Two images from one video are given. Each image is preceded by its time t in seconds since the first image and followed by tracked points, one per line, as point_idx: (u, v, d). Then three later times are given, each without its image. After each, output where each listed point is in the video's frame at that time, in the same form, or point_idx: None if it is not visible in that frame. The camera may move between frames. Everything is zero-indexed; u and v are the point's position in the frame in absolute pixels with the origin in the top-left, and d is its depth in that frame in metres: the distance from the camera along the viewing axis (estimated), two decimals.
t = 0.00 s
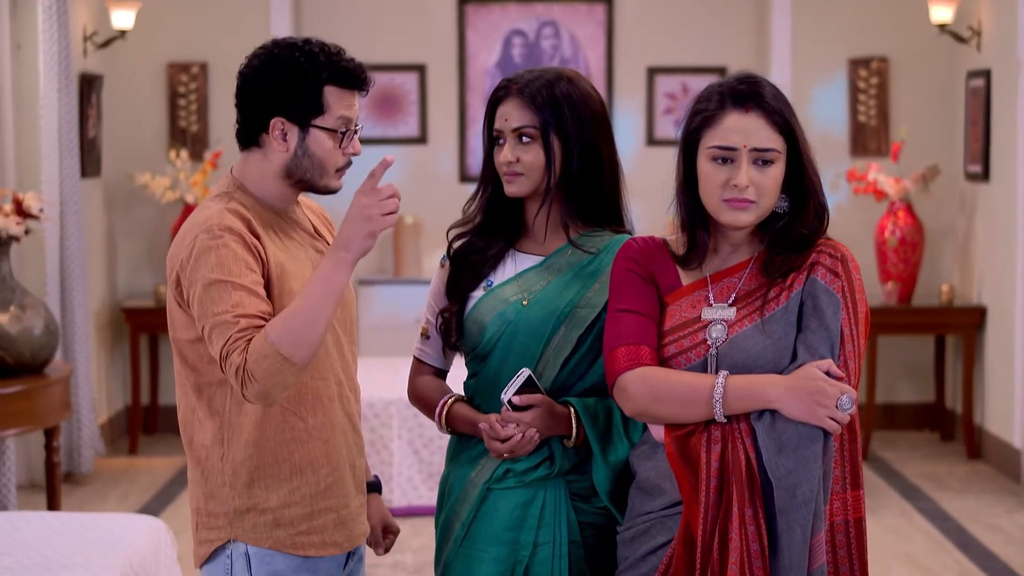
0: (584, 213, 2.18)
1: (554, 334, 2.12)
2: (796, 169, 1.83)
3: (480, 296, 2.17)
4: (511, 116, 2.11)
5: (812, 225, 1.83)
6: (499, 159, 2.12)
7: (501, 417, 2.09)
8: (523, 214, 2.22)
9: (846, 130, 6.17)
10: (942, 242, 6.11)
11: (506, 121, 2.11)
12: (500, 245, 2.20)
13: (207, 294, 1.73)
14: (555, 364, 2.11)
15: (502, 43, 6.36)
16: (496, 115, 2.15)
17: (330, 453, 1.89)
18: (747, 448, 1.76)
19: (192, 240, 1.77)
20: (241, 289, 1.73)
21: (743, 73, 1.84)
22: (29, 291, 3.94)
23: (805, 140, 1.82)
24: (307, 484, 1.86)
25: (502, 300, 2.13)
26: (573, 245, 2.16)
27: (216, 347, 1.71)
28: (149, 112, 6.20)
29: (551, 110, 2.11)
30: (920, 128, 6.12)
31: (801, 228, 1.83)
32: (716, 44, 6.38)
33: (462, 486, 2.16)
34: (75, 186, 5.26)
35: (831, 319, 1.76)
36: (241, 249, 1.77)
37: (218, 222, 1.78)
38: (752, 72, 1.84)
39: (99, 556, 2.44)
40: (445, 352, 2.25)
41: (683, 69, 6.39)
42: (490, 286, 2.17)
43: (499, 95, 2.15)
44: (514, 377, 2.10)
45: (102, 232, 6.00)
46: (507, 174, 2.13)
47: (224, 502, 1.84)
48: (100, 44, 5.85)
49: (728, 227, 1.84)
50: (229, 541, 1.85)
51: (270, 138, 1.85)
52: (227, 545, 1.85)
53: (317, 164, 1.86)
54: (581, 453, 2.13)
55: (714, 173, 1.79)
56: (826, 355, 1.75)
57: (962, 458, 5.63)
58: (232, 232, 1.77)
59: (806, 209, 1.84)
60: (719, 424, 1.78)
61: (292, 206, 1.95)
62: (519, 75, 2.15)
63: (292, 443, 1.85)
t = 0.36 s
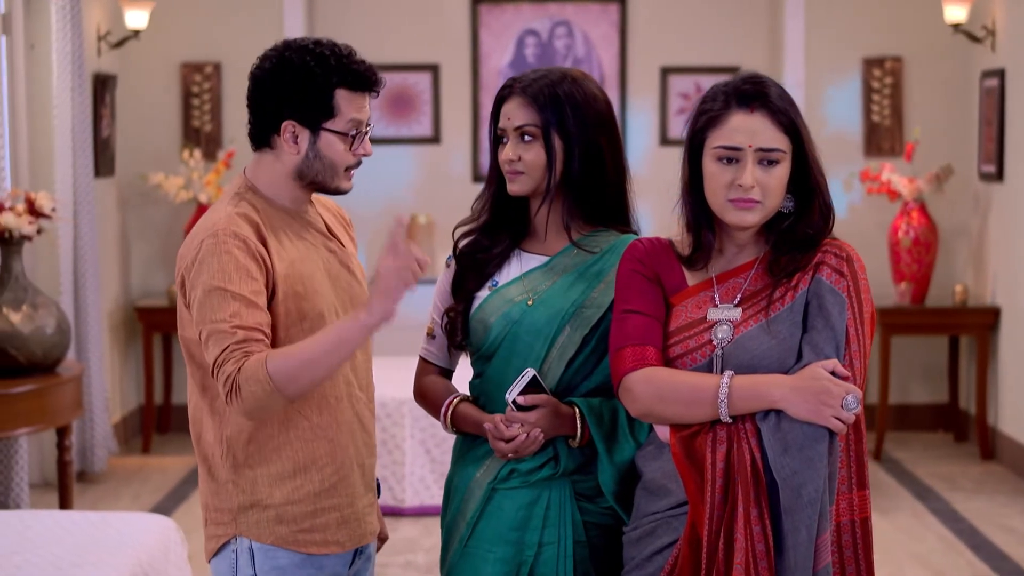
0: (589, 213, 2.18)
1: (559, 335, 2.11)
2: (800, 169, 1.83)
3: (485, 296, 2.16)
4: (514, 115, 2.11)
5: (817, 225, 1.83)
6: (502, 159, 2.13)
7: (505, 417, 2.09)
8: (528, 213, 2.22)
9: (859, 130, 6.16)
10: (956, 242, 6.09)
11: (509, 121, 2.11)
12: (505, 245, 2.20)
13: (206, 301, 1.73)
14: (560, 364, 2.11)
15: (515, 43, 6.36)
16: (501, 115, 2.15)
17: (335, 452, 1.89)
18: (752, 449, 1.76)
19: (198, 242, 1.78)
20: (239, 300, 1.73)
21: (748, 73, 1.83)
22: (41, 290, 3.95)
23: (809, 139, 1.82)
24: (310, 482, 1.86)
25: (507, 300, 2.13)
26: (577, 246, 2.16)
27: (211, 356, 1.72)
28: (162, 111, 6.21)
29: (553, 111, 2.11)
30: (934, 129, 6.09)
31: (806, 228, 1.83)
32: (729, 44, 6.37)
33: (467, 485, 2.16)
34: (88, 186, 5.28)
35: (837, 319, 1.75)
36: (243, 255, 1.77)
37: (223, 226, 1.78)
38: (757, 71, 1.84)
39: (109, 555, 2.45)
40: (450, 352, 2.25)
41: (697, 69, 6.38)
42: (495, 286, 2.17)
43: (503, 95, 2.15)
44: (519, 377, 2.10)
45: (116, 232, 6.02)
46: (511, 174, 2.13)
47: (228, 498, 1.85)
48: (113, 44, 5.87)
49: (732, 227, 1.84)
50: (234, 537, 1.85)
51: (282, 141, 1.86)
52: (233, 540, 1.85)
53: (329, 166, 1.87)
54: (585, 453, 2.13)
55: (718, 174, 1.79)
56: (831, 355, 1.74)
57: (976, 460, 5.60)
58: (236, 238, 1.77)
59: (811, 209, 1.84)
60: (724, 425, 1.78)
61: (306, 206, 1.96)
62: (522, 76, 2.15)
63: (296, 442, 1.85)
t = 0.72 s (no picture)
0: (595, 214, 2.19)
1: (563, 334, 2.11)
2: (807, 170, 1.82)
3: (490, 295, 2.17)
4: (517, 115, 2.11)
5: (823, 225, 1.82)
6: (506, 158, 2.13)
7: (507, 416, 2.09)
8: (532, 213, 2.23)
9: (872, 130, 6.14)
10: (970, 243, 6.07)
11: (513, 121, 2.11)
12: (509, 245, 2.21)
13: (207, 307, 1.74)
14: (563, 364, 2.11)
15: (528, 43, 6.36)
16: (505, 115, 2.15)
17: (340, 452, 1.89)
18: (757, 449, 1.75)
19: (203, 244, 1.78)
20: (239, 307, 1.74)
21: (754, 73, 1.83)
22: (53, 289, 3.96)
23: (816, 140, 1.81)
24: (315, 482, 1.87)
25: (511, 299, 2.14)
26: (581, 246, 2.16)
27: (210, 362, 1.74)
28: (175, 111, 6.23)
29: (555, 110, 2.11)
30: (948, 129, 6.07)
31: (813, 228, 1.82)
32: (742, 44, 6.36)
33: (472, 485, 2.16)
34: (100, 186, 5.30)
35: (842, 318, 1.75)
36: (246, 259, 1.77)
37: (228, 230, 1.78)
38: (762, 72, 1.84)
39: (118, 554, 2.46)
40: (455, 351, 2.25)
41: (709, 69, 6.37)
42: (500, 286, 2.17)
43: (507, 95, 2.15)
44: (522, 376, 2.10)
45: (129, 232, 6.04)
46: (515, 173, 2.14)
47: (234, 497, 1.86)
48: (126, 44, 5.89)
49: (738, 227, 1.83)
50: (239, 535, 1.86)
51: (288, 139, 1.86)
52: (239, 538, 1.87)
53: (333, 166, 1.87)
54: (589, 453, 2.12)
55: (723, 174, 1.78)
56: (836, 356, 1.74)
57: (989, 461, 5.59)
58: (240, 242, 1.77)
59: (817, 210, 1.83)
60: (729, 425, 1.77)
61: (314, 206, 1.96)
62: (526, 76, 2.15)
63: (301, 442, 1.86)
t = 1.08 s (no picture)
0: (597, 213, 2.20)
1: (565, 334, 2.11)
2: (809, 169, 1.82)
3: (492, 296, 2.17)
4: (519, 115, 2.11)
5: (827, 225, 1.82)
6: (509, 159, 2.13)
7: (509, 417, 2.09)
8: (534, 214, 2.24)
9: (882, 130, 6.13)
10: (980, 243, 6.05)
11: (514, 121, 2.11)
12: (512, 246, 2.21)
13: (210, 307, 1.74)
14: (565, 365, 2.11)
15: (537, 43, 6.36)
16: (507, 115, 2.16)
17: (341, 450, 1.89)
18: (760, 449, 1.75)
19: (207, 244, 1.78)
20: (241, 307, 1.74)
21: (756, 74, 1.83)
22: (62, 290, 3.98)
23: (818, 139, 1.81)
24: (315, 480, 1.87)
25: (513, 300, 2.13)
26: (583, 248, 2.16)
27: (210, 362, 1.74)
28: (185, 112, 6.24)
29: (557, 110, 2.10)
30: (957, 129, 6.05)
31: (816, 229, 1.82)
32: (752, 45, 6.35)
33: (474, 486, 2.16)
34: (109, 187, 5.31)
35: (845, 318, 1.75)
36: (250, 259, 1.77)
37: (233, 229, 1.78)
38: (764, 72, 1.83)
39: (124, 554, 2.46)
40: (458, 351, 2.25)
41: (719, 70, 6.36)
42: (502, 286, 2.17)
43: (509, 95, 2.16)
44: (524, 376, 2.10)
45: (139, 232, 6.05)
46: (517, 173, 2.13)
47: (234, 496, 1.86)
48: (136, 44, 5.90)
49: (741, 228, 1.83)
50: (240, 534, 1.87)
51: (289, 133, 1.86)
52: (240, 538, 1.87)
53: (335, 160, 1.87)
54: (591, 453, 2.12)
55: (726, 175, 1.78)
56: (839, 355, 1.74)
57: (999, 463, 5.57)
58: (244, 242, 1.78)
59: (821, 210, 1.83)
60: (732, 424, 1.77)
61: (318, 206, 1.95)
62: (528, 76, 2.15)
63: (302, 439, 1.86)
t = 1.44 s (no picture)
0: (599, 214, 2.19)
1: (566, 335, 2.11)
2: (812, 170, 1.82)
3: (494, 296, 2.17)
4: (521, 115, 2.11)
5: (830, 226, 1.82)
6: (511, 159, 2.13)
7: (510, 418, 2.09)
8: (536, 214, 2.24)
9: (890, 131, 6.12)
10: (988, 243, 6.04)
11: (517, 121, 2.11)
12: (513, 247, 2.21)
13: (234, 309, 1.75)
14: (566, 366, 2.11)
15: (545, 43, 6.36)
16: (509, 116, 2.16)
17: (345, 450, 1.89)
18: (761, 449, 1.75)
19: (215, 247, 1.78)
20: (263, 306, 1.75)
21: (759, 74, 1.83)
22: (68, 291, 3.99)
23: (820, 140, 1.81)
24: (320, 480, 1.87)
25: (515, 301, 2.13)
26: (584, 248, 2.16)
27: (244, 363, 1.74)
28: (192, 113, 6.26)
29: (559, 111, 2.10)
30: (966, 130, 6.04)
31: (818, 229, 1.82)
32: (760, 45, 6.35)
33: (475, 486, 2.17)
34: (117, 187, 5.32)
35: (846, 317, 1.74)
36: (262, 258, 1.78)
37: (241, 230, 1.78)
38: (767, 73, 1.83)
39: (128, 554, 2.47)
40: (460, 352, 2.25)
41: (727, 71, 6.36)
42: (503, 287, 2.17)
43: (511, 96, 2.16)
44: (525, 377, 2.10)
45: (147, 233, 6.06)
46: (519, 173, 2.14)
47: (239, 498, 1.87)
48: (144, 45, 5.92)
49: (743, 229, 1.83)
50: (245, 537, 1.88)
51: (291, 134, 1.87)
52: (244, 540, 1.88)
53: (336, 161, 1.87)
54: (591, 454, 2.12)
55: (729, 176, 1.78)
56: (840, 355, 1.73)
57: (1007, 464, 5.56)
58: (254, 242, 1.78)
59: (824, 211, 1.83)
60: (733, 424, 1.77)
61: (318, 207, 1.96)
62: (530, 77, 2.15)
63: (307, 440, 1.86)
